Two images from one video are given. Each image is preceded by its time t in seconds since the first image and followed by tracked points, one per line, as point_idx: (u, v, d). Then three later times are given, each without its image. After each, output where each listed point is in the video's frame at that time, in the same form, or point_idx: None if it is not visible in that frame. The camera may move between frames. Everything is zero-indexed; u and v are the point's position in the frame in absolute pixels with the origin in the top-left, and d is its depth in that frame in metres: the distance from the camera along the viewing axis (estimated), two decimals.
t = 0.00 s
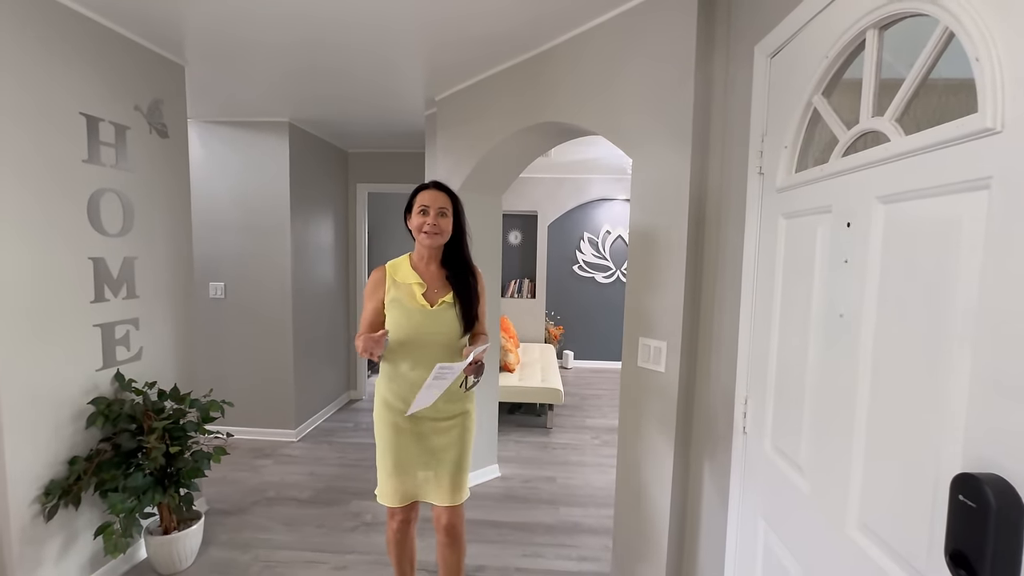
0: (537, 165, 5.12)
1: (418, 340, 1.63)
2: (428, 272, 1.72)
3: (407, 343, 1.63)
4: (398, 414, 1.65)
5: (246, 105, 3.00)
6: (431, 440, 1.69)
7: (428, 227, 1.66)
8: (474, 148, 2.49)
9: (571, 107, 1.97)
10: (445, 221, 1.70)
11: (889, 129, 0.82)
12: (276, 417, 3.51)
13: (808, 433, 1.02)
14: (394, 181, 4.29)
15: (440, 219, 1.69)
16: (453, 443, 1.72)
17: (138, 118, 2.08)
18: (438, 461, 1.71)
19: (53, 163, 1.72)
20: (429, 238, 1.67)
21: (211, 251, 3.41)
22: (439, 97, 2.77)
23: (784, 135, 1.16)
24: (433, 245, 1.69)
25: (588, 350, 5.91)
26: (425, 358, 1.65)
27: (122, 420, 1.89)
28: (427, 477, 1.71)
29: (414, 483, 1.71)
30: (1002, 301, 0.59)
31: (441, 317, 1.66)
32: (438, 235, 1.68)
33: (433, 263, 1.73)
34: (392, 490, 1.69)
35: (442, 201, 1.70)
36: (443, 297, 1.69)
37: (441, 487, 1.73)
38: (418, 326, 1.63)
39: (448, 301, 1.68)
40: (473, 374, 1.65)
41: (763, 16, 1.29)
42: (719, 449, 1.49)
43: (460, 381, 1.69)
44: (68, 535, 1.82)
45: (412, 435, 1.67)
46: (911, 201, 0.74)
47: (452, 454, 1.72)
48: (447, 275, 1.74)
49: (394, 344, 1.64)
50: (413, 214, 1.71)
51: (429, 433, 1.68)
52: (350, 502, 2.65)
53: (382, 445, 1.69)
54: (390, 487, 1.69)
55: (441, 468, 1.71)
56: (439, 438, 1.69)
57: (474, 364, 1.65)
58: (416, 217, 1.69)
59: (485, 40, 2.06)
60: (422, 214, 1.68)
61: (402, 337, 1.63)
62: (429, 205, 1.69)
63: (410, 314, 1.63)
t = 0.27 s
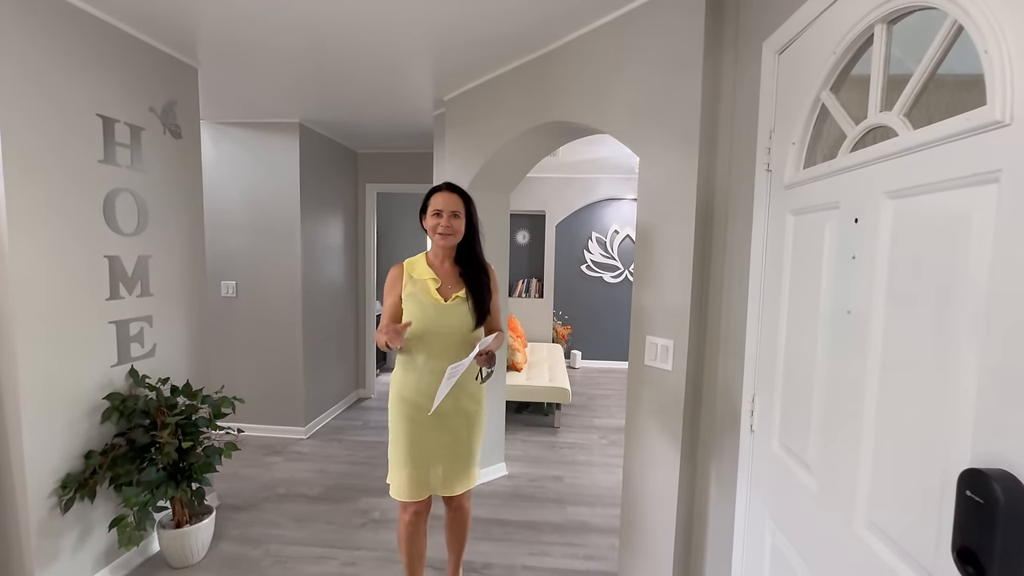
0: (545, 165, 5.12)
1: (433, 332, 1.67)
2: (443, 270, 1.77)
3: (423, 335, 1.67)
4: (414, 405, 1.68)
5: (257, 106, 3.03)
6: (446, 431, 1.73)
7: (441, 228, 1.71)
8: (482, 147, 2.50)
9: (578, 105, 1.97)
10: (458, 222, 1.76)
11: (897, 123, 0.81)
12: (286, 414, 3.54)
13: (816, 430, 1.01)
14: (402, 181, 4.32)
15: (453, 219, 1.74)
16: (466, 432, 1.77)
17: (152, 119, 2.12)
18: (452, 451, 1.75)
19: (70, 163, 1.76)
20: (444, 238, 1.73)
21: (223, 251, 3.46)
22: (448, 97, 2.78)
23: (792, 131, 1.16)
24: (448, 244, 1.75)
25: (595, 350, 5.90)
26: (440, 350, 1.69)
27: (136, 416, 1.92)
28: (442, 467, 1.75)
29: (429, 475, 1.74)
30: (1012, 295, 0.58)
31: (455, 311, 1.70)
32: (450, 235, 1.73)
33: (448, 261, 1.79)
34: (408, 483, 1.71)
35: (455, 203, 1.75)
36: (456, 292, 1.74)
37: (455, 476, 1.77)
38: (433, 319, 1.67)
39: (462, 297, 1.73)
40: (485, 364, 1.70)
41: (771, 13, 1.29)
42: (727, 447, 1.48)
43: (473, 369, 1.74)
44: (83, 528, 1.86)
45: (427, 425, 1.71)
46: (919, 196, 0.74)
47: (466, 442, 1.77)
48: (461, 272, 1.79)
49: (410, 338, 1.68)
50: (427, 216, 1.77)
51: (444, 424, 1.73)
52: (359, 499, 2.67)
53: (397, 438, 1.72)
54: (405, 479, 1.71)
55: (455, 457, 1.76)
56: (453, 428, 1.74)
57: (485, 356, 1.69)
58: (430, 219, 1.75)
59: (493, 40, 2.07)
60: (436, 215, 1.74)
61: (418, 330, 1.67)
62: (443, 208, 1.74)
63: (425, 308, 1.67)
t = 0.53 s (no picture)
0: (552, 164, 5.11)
1: (450, 330, 1.71)
2: (460, 270, 1.80)
3: (441, 333, 1.70)
4: (435, 397, 1.71)
5: (267, 107, 3.06)
6: (466, 424, 1.77)
7: (459, 229, 1.73)
8: (489, 146, 2.50)
9: (586, 104, 1.96)
10: (475, 224, 1.76)
11: (912, 117, 0.80)
12: (295, 412, 3.57)
13: (827, 431, 1.00)
14: (410, 181, 4.33)
15: (471, 221, 1.75)
16: (484, 425, 1.81)
17: (164, 119, 2.14)
18: (471, 444, 1.78)
19: (83, 162, 1.78)
20: (462, 239, 1.75)
21: (233, 250, 3.49)
22: (456, 96, 2.78)
23: (804, 127, 1.14)
24: (465, 245, 1.77)
25: (603, 351, 5.88)
26: (457, 347, 1.73)
27: (148, 412, 1.96)
28: (461, 461, 1.77)
29: (450, 470, 1.75)
30: None
31: (472, 309, 1.73)
32: (468, 237, 1.75)
33: (465, 261, 1.81)
34: (430, 478, 1.72)
35: (473, 204, 1.76)
36: (472, 291, 1.77)
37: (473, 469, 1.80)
38: (451, 317, 1.71)
39: (478, 296, 1.75)
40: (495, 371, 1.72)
41: (782, 9, 1.27)
42: (737, 448, 1.47)
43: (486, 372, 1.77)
44: (96, 523, 1.89)
45: (447, 418, 1.73)
46: (935, 192, 0.72)
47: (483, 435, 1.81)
48: (478, 271, 1.82)
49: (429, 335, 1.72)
50: (446, 218, 1.79)
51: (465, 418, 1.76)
52: (366, 497, 2.68)
53: (419, 434, 1.72)
54: (428, 474, 1.71)
55: (474, 450, 1.79)
56: (472, 421, 1.78)
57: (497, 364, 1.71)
58: (448, 220, 1.77)
59: (501, 39, 2.07)
60: (454, 217, 1.75)
61: (436, 328, 1.70)
62: (461, 209, 1.75)
63: (443, 307, 1.70)
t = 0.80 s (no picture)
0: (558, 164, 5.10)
1: (461, 327, 1.71)
2: (470, 269, 1.80)
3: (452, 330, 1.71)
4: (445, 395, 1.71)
5: (274, 107, 3.08)
6: (477, 422, 1.76)
7: (468, 228, 1.74)
8: (495, 146, 2.50)
9: (592, 103, 1.96)
10: (484, 223, 1.77)
11: (924, 114, 0.79)
12: (302, 411, 3.59)
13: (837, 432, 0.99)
14: (416, 181, 4.34)
15: (479, 220, 1.76)
16: (495, 423, 1.81)
17: (173, 120, 2.16)
18: (482, 442, 1.78)
19: (94, 163, 1.80)
20: (471, 238, 1.75)
21: (241, 250, 3.51)
22: (462, 96, 2.78)
23: (814, 124, 1.13)
24: (475, 244, 1.77)
25: (609, 351, 5.86)
26: (468, 345, 1.73)
27: (157, 410, 1.97)
28: (471, 459, 1.77)
29: (460, 467, 1.76)
30: None
31: (482, 307, 1.73)
32: (477, 235, 1.76)
33: (476, 260, 1.81)
34: (440, 474, 1.73)
35: (482, 204, 1.77)
36: (482, 289, 1.77)
37: (484, 467, 1.80)
38: (462, 315, 1.71)
39: (488, 294, 1.75)
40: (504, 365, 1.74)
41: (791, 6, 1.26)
42: (744, 449, 1.46)
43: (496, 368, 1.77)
44: (107, 519, 1.91)
45: (457, 415, 1.73)
46: (946, 189, 0.71)
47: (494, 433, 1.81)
48: (488, 271, 1.81)
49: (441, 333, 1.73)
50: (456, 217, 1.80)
51: (476, 416, 1.76)
52: (373, 496, 2.69)
53: (429, 431, 1.73)
54: (437, 471, 1.73)
55: (484, 448, 1.79)
56: (483, 420, 1.77)
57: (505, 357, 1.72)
58: (457, 220, 1.78)
59: (508, 38, 2.07)
60: (463, 216, 1.76)
61: (447, 326, 1.71)
62: (470, 209, 1.76)
63: (453, 306, 1.71)
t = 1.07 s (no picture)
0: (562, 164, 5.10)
1: (467, 326, 1.71)
2: (476, 269, 1.80)
3: (458, 328, 1.71)
4: (451, 395, 1.71)
5: (279, 107, 3.08)
6: (483, 422, 1.76)
7: (473, 228, 1.73)
8: (499, 145, 2.49)
9: (597, 102, 1.95)
10: (489, 223, 1.77)
11: (934, 111, 0.78)
12: (306, 410, 3.59)
13: (844, 433, 0.98)
14: (420, 181, 4.34)
15: (485, 220, 1.75)
16: (500, 423, 1.80)
17: (179, 120, 2.17)
18: (487, 442, 1.78)
19: (100, 163, 1.81)
20: (477, 238, 1.75)
21: (246, 250, 3.52)
22: (466, 95, 2.78)
23: (821, 122, 1.12)
24: (480, 244, 1.77)
25: (613, 351, 5.85)
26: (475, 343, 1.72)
27: (162, 409, 1.98)
28: (476, 459, 1.77)
29: (465, 467, 1.76)
30: None
31: (488, 307, 1.73)
32: (482, 235, 1.75)
33: (481, 259, 1.81)
34: (444, 474, 1.73)
35: (486, 203, 1.77)
36: (488, 289, 1.77)
37: (489, 467, 1.80)
38: (468, 314, 1.71)
39: (493, 294, 1.75)
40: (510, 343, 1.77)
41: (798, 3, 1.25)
42: (750, 449, 1.45)
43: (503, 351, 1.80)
44: (112, 517, 1.91)
45: (462, 415, 1.73)
46: (958, 187, 0.70)
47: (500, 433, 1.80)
48: (493, 270, 1.81)
49: (447, 331, 1.73)
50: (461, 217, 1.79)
51: (481, 416, 1.75)
52: (376, 496, 2.69)
53: (435, 430, 1.73)
54: (442, 470, 1.73)
55: (489, 448, 1.79)
56: (489, 420, 1.77)
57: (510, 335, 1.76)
58: (463, 219, 1.77)
59: (512, 38, 2.06)
60: (469, 216, 1.76)
61: (454, 325, 1.71)
62: (475, 209, 1.76)
63: (460, 306, 1.70)
